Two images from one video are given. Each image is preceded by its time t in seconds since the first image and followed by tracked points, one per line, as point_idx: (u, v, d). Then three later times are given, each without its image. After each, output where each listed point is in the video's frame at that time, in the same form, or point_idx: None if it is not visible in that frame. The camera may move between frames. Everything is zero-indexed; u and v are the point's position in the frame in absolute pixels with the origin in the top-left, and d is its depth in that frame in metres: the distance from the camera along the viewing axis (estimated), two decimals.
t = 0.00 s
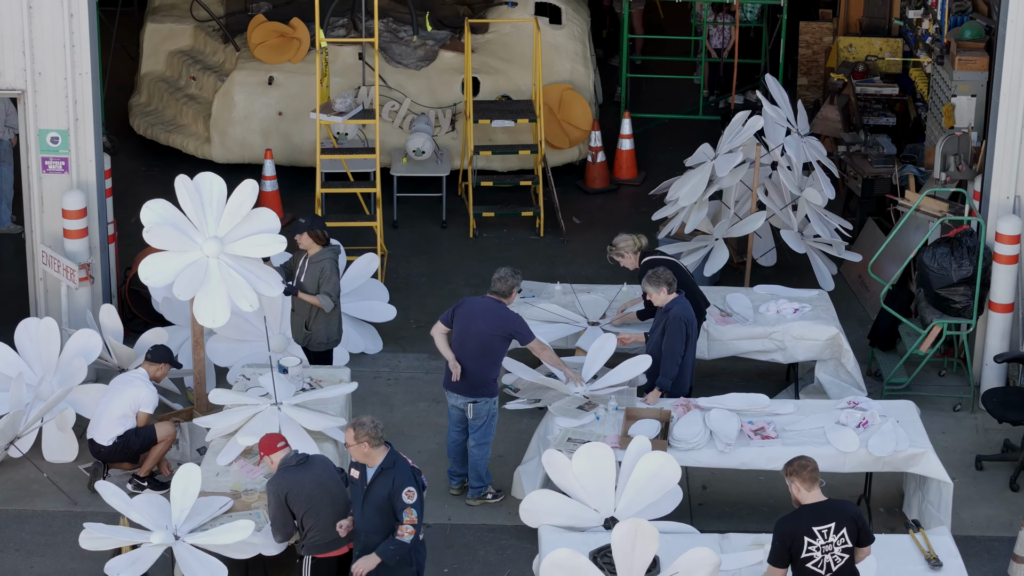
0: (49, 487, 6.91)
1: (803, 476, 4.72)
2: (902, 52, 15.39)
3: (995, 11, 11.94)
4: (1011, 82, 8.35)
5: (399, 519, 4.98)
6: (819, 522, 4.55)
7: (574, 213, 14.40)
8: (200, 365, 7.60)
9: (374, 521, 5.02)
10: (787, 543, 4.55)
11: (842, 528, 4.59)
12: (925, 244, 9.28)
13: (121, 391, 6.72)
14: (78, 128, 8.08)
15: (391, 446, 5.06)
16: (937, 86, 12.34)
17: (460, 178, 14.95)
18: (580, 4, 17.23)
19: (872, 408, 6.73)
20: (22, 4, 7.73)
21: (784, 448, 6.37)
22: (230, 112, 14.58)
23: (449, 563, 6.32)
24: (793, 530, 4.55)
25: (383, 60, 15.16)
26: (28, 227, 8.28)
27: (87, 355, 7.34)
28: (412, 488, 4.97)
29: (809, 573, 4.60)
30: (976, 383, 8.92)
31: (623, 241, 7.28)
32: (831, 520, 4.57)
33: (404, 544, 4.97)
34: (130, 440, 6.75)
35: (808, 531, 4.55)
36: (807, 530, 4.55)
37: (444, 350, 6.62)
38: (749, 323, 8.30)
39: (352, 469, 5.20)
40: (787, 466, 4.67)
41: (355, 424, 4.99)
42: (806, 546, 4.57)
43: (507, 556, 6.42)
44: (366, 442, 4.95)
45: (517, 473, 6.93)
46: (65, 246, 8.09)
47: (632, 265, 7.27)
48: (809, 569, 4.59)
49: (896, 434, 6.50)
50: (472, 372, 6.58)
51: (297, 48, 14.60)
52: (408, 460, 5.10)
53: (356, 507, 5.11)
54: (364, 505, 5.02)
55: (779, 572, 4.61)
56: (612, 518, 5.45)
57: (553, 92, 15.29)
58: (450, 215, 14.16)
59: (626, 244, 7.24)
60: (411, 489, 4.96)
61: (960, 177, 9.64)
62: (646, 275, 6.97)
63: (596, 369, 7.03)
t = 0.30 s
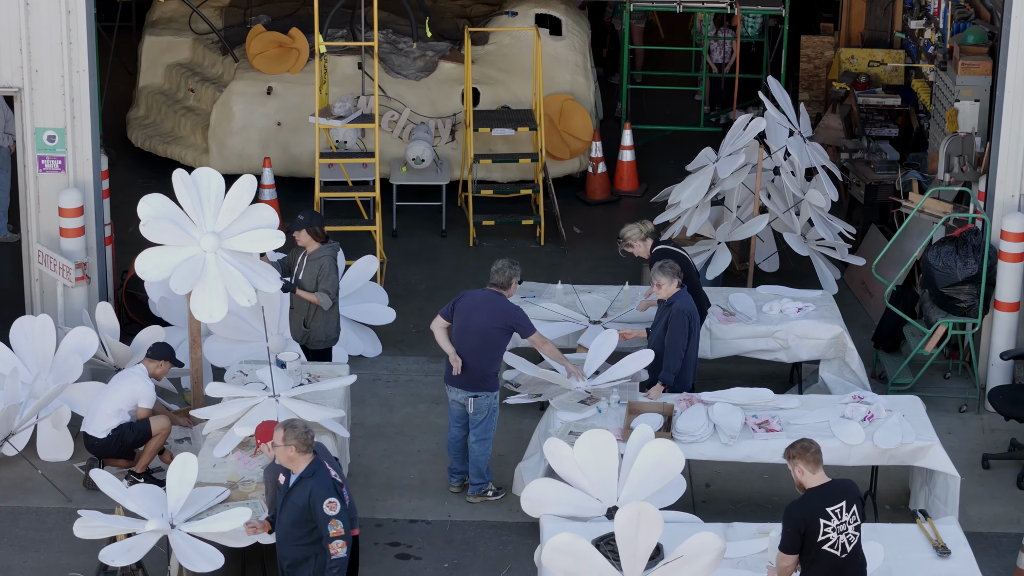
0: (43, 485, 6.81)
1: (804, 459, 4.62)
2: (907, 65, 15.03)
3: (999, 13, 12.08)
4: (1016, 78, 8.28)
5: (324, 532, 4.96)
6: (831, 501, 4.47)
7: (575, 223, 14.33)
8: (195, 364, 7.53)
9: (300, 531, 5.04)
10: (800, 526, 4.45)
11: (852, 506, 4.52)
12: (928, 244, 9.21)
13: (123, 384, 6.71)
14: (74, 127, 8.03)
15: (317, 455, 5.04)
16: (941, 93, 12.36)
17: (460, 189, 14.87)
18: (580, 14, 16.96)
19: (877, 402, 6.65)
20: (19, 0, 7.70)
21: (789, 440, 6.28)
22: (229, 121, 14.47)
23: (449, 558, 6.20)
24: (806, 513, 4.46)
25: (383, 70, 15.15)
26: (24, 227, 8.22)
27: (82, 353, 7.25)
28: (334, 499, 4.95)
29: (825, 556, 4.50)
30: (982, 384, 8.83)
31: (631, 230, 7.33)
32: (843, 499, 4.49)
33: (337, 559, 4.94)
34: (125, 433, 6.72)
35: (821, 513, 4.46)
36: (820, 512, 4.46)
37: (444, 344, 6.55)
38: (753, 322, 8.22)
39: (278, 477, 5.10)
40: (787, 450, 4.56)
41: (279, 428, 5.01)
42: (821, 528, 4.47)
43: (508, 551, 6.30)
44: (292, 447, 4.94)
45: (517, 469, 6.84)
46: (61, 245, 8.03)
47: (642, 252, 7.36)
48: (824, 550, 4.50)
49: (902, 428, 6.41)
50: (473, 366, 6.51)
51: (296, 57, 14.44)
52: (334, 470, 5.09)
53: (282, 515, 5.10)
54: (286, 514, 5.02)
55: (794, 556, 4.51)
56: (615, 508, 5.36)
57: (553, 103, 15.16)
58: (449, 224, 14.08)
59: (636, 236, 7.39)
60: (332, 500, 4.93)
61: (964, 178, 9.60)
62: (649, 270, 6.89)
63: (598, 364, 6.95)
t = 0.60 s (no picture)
0: (37, 482, 6.71)
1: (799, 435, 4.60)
2: (908, 78, 14.89)
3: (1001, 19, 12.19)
4: (1018, 76, 8.24)
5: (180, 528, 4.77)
6: (829, 478, 4.43)
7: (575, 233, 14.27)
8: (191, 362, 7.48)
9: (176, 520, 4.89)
10: (799, 503, 4.42)
11: (849, 482, 4.49)
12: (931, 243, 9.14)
13: (123, 375, 6.75)
14: (71, 125, 8.00)
15: (216, 455, 4.82)
16: (942, 99, 12.36)
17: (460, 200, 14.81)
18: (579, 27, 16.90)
19: (881, 395, 6.58)
20: None
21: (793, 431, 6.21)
22: (226, 133, 14.03)
23: (448, 552, 6.10)
24: (804, 489, 4.42)
25: (382, 81, 15.12)
26: (19, 226, 8.17)
27: (78, 350, 7.21)
28: (201, 504, 4.72)
29: (824, 532, 4.48)
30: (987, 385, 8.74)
31: (640, 221, 7.87)
32: (840, 475, 4.46)
33: (178, 560, 4.76)
34: (119, 424, 6.69)
35: (819, 489, 4.42)
36: (818, 488, 4.42)
37: (443, 336, 6.48)
38: (754, 320, 8.15)
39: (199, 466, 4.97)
40: (784, 426, 4.53)
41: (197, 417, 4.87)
42: (819, 505, 4.44)
43: (508, 545, 6.20)
44: (186, 441, 4.78)
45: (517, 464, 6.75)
46: (57, 244, 7.98)
47: (648, 242, 7.84)
48: (823, 527, 4.48)
49: (906, 419, 6.33)
50: (473, 358, 6.44)
51: (294, 68, 14.20)
52: (228, 474, 4.81)
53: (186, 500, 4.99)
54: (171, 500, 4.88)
55: (793, 534, 4.49)
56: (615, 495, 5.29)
57: (554, 114, 15.12)
58: (449, 234, 14.00)
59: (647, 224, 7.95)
60: (191, 505, 4.69)
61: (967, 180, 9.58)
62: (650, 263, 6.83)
63: (599, 359, 6.88)
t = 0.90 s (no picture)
0: (32, 478, 6.64)
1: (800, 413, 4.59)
2: (908, 91, 14.90)
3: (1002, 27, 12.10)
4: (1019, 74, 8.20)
5: (88, 503, 4.73)
6: (829, 455, 4.42)
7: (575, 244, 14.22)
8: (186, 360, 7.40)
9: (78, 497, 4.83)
10: (798, 480, 4.41)
11: (849, 460, 4.47)
12: (932, 244, 9.10)
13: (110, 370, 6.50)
14: (68, 124, 7.97)
15: (117, 424, 4.81)
16: (942, 106, 12.38)
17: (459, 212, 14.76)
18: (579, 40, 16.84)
19: (884, 388, 6.50)
20: None
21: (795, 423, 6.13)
22: (225, 144, 13.93)
23: (447, 545, 6.02)
24: (803, 467, 4.41)
25: (382, 93, 15.09)
26: (15, 226, 8.12)
27: (74, 347, 7.13)
28: (105, 471, 4.71)
29: (824, 511, 4.47)
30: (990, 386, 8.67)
31: (638, 218, 7.74)
32: (840, 453, 4.44)
33: (94, 534, 4.72)
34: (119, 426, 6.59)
35: (819, 466, 4.41)
36: (818, 465, 4.41)
37: (442, 329, 6.42)
38: (756, 319, 8.08)
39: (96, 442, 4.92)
40: (784, 403, 4.52)
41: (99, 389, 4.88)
42: (819, 481, 4.43)
43: (507, 538, 6.11)
44: (93, 412, 4.75)
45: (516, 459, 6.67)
46: (54, 242, 7.93)
47: (646, 241, 7.72)
48: (823, 505, 4.47)
49: (910, 411, 6.26)
50: (472, 350, 6.38)
51: (293, 79, 13.96)
52: (129, 443, 4.80)
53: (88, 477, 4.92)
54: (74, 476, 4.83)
55: (793, 512, 4.48)
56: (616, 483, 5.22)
57: (553, 126, 14.95)
58: (448, 244, 13.95)
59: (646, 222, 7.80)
60: (100, 473, 4.68)
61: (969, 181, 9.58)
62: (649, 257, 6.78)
63: (600, 354, 6.82)
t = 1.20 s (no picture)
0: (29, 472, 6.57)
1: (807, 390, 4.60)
2: (910, 104, 14.50)
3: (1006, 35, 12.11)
4: None
5: None
6: (836, 431, 4.42)
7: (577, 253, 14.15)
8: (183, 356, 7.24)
9: None
10: (804, 456, 4.41)
11: (856, 438, 4.47)
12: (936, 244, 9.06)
13: (106, 366, 6.47)
14: (67, 122, 7.94)
15: (20, 399, 5.15)
16: (945, 113, 12.41)
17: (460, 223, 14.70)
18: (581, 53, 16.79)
19: (890, 380, 6.44)
20: None
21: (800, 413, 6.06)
22: (224, 154, 13.83)
23: (448, 536, 5.95)
24: (809, 443, 4.42)
25: (382, 105, 15.05)
26: (13, 225, 8.07)
27: (73, 344, 7.07)
28: None
29: (829, 488, 4.46)
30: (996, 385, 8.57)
31: (633, 217, 7.61)
32: (846, 430, 4.45)
33: None
34: (123, 429, 6.51)
35: (826, 443, 4.41)
36: (825, 441, 4.42)
37: (444, 320, 6.38)
38: (760, 316, 8.01)
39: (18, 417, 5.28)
40: (792, 378, 4.53)
41: (7, 365, 5.19)
42: (825, 459, 4.43)
43: (509, 530, 6.04)
44: None
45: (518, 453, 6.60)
46: (52, 240, 7.89)
47: (641, 239, 7.57)
48: (829, 483, 4.46)
49: (916, 402, 6.20)
50: (474, 341, 6.33)
51: (293, 90, 13.85)
52: (24, 419, 5.10)
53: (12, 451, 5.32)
54: None
55: (799, 490, 4.48)
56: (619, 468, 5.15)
57: (555, 136, 14.71)
58: (449, 254, 13.87)
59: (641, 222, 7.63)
60: None
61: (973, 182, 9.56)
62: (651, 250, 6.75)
63: (602, 348, 6.76)
